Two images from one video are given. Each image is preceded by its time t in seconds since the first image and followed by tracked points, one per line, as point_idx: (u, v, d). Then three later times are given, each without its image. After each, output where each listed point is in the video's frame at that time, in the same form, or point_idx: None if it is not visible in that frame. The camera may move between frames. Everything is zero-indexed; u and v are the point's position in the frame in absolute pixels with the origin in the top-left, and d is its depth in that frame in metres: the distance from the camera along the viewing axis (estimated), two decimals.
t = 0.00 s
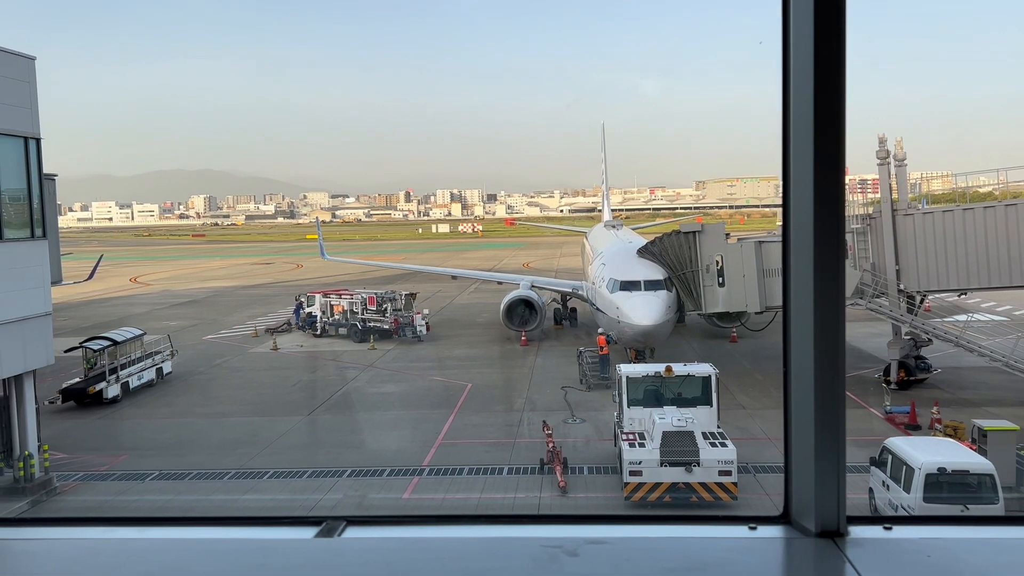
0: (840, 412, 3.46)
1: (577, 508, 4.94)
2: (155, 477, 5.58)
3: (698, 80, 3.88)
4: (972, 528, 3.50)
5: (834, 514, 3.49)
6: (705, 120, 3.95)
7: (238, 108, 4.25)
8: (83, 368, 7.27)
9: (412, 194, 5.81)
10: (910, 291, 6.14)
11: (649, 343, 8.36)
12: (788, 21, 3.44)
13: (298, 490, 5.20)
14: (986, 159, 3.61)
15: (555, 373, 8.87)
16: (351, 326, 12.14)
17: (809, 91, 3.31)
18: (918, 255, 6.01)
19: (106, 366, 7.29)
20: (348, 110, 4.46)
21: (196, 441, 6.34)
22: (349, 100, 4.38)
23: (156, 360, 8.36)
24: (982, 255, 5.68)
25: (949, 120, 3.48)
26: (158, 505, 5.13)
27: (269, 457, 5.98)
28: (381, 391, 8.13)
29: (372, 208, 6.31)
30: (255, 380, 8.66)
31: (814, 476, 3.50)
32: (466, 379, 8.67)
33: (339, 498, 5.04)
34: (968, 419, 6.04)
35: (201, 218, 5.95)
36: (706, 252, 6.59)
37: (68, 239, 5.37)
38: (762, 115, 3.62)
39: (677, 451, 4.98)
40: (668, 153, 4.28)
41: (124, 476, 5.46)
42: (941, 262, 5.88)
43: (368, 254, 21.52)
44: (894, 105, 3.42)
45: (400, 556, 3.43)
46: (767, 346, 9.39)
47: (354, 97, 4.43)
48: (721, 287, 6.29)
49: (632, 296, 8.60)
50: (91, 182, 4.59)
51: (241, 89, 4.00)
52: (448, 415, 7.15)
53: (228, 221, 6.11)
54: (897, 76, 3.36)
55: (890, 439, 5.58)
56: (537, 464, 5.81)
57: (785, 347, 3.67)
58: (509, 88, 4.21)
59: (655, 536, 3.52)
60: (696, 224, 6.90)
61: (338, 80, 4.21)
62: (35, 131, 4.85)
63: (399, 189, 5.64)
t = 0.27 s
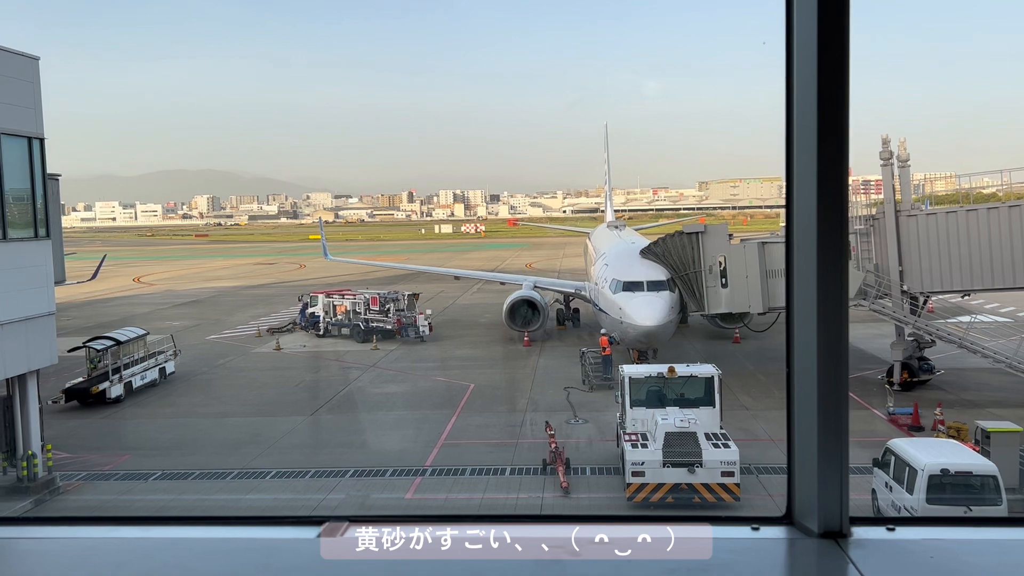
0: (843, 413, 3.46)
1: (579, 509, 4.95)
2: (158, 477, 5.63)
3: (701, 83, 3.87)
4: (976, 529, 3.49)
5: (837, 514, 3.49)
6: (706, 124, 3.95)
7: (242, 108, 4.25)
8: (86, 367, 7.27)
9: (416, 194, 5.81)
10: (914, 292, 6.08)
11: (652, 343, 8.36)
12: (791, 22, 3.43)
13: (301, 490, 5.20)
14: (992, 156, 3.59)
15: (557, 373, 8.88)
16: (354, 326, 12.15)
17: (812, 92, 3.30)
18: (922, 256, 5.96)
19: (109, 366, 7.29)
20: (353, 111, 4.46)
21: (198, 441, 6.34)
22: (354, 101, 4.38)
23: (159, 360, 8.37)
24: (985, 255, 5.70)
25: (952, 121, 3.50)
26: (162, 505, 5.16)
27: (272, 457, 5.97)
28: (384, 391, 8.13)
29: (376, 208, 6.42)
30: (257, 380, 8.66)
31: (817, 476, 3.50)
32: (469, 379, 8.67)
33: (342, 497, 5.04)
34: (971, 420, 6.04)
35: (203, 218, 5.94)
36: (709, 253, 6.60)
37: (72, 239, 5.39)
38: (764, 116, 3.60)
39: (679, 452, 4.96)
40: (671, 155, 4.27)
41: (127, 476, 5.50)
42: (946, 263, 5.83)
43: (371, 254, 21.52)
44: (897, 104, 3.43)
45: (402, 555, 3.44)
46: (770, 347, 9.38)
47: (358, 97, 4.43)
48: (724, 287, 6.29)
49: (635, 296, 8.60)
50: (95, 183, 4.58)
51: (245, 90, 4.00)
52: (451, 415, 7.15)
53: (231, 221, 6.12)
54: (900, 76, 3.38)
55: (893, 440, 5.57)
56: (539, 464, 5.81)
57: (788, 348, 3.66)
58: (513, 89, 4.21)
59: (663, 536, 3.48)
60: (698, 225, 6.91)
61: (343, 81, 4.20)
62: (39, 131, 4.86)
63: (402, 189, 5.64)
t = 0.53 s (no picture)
0: (847, 414, 3.45)
1: (581, 509, 4.95)
2: (159, 476, 5.62)
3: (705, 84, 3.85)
4: (980, 530, 3.48)
5: (840, 515, 3.48)
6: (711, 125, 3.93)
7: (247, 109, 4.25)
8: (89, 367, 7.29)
9: (419, 195, 5.81)
10: (917, 293, 6.16)
11: (654, 344, 8.36)
12: (796, 23, 3.42)
13: (303, 489, 5.20)
14: (997, 161, 3.56)
15: (559, 374, 8.87)
16: (356, 327, 12.16)
17: (817, 93, 3.29)
18: (926, 257, 6.03)
19: (112, 366, 7.30)
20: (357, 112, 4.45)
21: (201, 440, 6.35)
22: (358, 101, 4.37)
23: (162, 359, 8.39)
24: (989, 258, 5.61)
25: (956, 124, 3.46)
26: (164, 504, 5.16)
27: (274, 457, 5.97)
28: (387, 391, 8.14)
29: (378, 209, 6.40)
30: (260, 381, 8.67)
31: (821, 477, 3.49)
32: (471, 379, 8.67)
33: (345, 497, 5.04)
34: (974, 422, 6.03)
35: (206, 218, 5.94)
36: (712, 254, 6.59)
37: (76, 239, 5.39)
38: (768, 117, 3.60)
39: (682, 453, 4.93)
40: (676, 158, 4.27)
41: (129, 475, 5.49)
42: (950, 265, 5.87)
43: (374, 254, 21.53)
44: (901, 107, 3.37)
45: (404, 555, 3.43)
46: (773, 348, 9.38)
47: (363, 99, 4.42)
48: (726, 288, 6.29)
49: (637, 297, 8.60)
50: (98, 183, 4.59)
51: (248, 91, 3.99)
52: (453, 416, 7.15)
53: (234, 221, 6.13)
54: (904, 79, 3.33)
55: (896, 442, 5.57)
56: (541, 465, 5.81)
57: (791, 348, 3.65)
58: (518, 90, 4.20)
59: (664, 537, 3.49)
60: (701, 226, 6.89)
61: (348, 82, 4.20)
62: (42, 131, 4.87)
63: (405, 191, 5.65)
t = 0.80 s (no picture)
0: (849, 414, 3.44)
1: (582, 510, 4.94)
2: (161, 476, 5.62)
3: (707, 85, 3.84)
4: (982, 531, 3.47)
5: (842, 515, 3.48)
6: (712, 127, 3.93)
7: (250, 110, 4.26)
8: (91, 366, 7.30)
9: (420, 196, 5.81)
10: (918, 294, 6.14)
11: (655, 345, 8.36)
12: (798, 24, 3.42)
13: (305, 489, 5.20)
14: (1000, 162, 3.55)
15: (561, 374, 8.87)
16: (358, 327, 12.16)
17: (820, 92, 3.29)
18: (928, 258, 6.00)
19: (114, 365, 7.32)
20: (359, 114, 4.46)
21: (202, 440, 6.35)
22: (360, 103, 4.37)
23: (164, 359, 8.40)
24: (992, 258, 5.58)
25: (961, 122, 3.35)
26: (165, 503, 5.16)
27: (275, 458, 5.97)
28: (388, 392, 8.14)
29: (380, 208, 6.44)
30: (262, 381, 8.68)
31: (822, 477, 3.49)
32: (473, 380, 8.68)
33: (346, 497, 5.05)
34: (975, 423, 6.03)
35: (208, 218, 5.94)
36: (713, 255, 6.58)
37: (78, 238, 5.39)
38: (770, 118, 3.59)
39: (684, 454, 4.91)
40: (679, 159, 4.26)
41: (130, 475, 5.49)
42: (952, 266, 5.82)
43: (376, 255, 21.59)
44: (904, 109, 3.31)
45: (407, 554, 3.43)
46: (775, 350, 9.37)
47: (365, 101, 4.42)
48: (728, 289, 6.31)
49: (639, 298, 8.60)
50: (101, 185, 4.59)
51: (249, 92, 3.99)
52: (455, 416, 7.16)
53: (236, 221, 6.14)
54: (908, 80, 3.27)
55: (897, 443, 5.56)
56: (543, 466, 5.80)
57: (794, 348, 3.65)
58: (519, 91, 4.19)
59: (664, 537, 3.49)
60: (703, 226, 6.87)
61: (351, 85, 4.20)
62: (45, 131, 4.88)
63: (407, 191, 5.65)
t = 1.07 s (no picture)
0: (852, 414, 3.44)
1: (583, 510, 4.92)
2: (163, 476, 5.63)
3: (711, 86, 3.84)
4: (985, 531, 3.46)
5: (845, 516, 3.47)
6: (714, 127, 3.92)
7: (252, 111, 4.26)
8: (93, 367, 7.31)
9: (422, 197, 5.83)
10: (921, 296, 6.13)
11: (657, 347, 8.36)
12: (802, 25, 3.42)
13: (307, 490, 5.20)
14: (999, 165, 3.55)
15: (562, 376, 8.86)
16: (360, 328, 12.17)
17: (823, 93, 3.29)
18: (930, 260, 6.00)
19: (116, 366, 7.32)
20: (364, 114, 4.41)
21: (204, 440, 6.35)
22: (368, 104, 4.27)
23: (165, 359, 8.41)
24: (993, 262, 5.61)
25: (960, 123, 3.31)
26: (167, 503, 5.16)
27: (277, 458, 5.97)
28: (389, 392, 8.14)
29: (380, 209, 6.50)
30: (264, 381, 8.68)
31: (825, 477, 3.49)
32: (475, 381, 8.68)
33: (347, 497, 5.05)
34: (978, 426, 6.01)
35: (209, 218, 5.98)
36: (714, 257, 6.58)
37: (80, 238, 5.40)
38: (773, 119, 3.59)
39: (687, 456, 4.89)
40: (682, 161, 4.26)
41: (133, 475, 5.50)
42: (956, 268, 5.78)
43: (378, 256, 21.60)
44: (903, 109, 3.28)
45: (408, 554, 3.43)
46: (777, 352, 9.37)
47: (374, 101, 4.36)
48: (731, 291, 6.32)
49: (641, 299, 8.60)
50: (104, 185, 4.59)
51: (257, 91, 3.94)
52: (456, 417, 7.16)
53: (238, 222, 6.14)
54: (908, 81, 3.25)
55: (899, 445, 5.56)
56: (544, 467, 5.79)
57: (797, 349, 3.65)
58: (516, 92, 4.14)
59: (665, 537, 3.49)
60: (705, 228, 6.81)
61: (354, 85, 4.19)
62: (48, 131, 4.89)
63: (409, 193, 5.65)
